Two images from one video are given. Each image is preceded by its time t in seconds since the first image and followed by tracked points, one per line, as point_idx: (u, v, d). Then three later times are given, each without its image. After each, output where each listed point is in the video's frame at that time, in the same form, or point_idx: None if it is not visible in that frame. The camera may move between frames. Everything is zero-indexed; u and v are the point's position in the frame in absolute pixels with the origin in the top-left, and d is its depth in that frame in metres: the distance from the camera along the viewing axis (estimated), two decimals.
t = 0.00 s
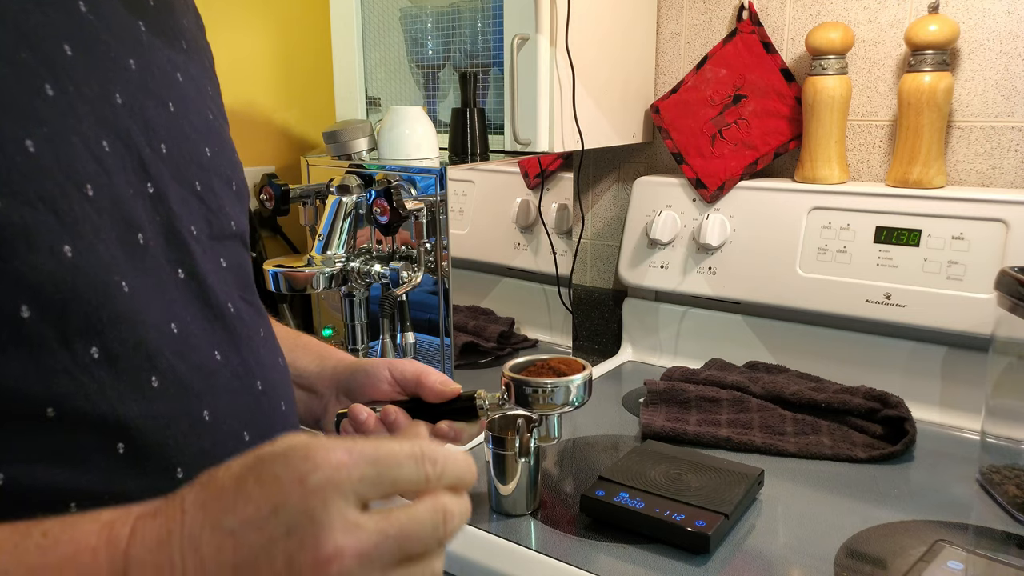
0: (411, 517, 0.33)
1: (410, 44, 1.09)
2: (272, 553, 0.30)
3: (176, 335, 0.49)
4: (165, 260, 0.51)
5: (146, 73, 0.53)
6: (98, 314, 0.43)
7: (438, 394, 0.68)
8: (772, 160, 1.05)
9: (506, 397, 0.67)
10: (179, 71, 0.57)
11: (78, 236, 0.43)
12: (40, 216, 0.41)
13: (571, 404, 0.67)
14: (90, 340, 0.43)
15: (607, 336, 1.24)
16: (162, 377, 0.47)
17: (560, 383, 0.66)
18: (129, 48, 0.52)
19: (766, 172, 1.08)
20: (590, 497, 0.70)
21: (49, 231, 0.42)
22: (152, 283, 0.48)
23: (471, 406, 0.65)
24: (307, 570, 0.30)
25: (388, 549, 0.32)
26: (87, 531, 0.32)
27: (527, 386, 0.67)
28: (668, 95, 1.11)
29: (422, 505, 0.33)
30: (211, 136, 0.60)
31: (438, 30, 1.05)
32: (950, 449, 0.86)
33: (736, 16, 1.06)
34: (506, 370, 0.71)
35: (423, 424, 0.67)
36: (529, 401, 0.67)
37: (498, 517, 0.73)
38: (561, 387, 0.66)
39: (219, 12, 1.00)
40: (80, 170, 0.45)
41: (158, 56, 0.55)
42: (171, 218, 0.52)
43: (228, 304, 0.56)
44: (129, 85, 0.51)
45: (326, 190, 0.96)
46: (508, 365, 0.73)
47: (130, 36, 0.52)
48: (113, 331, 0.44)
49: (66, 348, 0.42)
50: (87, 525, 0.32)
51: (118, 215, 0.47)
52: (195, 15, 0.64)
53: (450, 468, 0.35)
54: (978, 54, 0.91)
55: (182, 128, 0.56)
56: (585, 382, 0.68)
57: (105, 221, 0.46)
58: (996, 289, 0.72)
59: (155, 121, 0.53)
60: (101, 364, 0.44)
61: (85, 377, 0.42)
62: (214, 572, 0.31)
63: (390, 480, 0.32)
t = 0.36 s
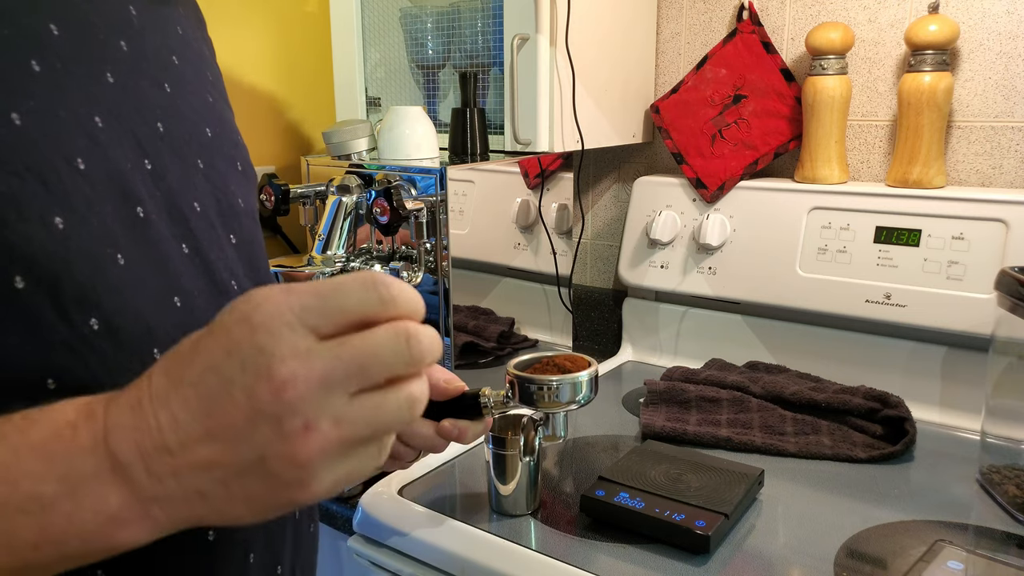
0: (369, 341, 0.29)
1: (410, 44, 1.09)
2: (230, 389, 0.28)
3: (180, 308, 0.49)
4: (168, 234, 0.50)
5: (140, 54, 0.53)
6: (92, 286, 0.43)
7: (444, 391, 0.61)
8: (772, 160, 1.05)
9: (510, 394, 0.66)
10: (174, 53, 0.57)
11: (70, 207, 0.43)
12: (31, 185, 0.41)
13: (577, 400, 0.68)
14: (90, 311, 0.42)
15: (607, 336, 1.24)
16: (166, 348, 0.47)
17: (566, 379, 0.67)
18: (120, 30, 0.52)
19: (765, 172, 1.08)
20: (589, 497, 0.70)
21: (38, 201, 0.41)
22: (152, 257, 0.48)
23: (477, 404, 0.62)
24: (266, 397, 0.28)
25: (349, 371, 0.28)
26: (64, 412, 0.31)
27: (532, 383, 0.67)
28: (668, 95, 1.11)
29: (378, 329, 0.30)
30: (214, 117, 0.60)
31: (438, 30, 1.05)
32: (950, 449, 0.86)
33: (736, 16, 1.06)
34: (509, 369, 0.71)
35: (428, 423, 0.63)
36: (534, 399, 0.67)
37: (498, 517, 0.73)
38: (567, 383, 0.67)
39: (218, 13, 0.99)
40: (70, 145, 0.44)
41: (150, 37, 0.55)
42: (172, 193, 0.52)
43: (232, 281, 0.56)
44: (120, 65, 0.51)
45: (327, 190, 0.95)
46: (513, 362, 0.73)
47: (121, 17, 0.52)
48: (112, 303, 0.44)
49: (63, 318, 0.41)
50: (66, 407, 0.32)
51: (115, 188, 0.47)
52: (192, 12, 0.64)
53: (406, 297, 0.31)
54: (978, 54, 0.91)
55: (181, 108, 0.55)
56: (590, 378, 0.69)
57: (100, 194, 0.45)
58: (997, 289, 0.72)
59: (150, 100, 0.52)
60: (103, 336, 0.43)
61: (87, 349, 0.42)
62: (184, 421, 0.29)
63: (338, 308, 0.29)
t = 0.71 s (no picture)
0: (393, 407, 0.40)
1: (410, 44, 1.09)
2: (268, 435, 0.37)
3: (181, 293, 0.49)
4: (168, 221, 0.50)
5: (134, 48, 0.53)
6: (94, 271, 0.43)
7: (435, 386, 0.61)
8: (772, 160, 1.05)
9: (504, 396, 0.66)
10: (169, 48, 0.57)
11: (70, 196, 0.43)
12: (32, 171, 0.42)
13: (570, 403, 0.68)
14: (91, 294, 0.43)
15: (607, 336, 1.25)
16: (168, 330, 0.47)
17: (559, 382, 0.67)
18: (113, 26, 0.52)
19: (765, 172, 1.08)
20: (589, 497, 0.70)
21: (37, 190, 0.42)
22: (149, 244, 0.48)
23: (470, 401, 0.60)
24: (303, 445, 0.37)
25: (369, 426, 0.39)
26: (98, 437, 0.37)
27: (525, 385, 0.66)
28: (668, 95, 1.11)
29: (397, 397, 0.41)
30: (210, 109, 0.59)
31: (438, 30, 1.05)
32: (950, 449, 0.86)
33: (736, 16, 1.06)
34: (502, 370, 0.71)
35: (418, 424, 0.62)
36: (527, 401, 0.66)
37: (499, 517, 0.73)
38: (561, 385, 0.67)
39: (218, 11, 0.99)
40: (66, 136, 0.44)
41: (145, 32, 0.55)
42: (171, 181, 0.51)
43: (231, 267, 0.54)
44: (116, 59, 0.50)
45: (327, 190, 0.95)
46: (507, 364, 0.73)
47: (114, 13, 0.52)
48: (113, 286, 0.44)
49: (65, 301, 0.42)
50: (99, 433, 0.37)
51: (112, 176, 0.47)
52: (188, 12, 0.64)
53: (428, 366, 0.43)
54: (979, 54, 0.91)
55: (178, 100, 0.55)
56: (584, 382, 0.69)
57: (98, 182, 0.45)
58: (996, 289, 0.72)
59: (147, 92, 0.52)
60: (106, 319, 0.43)
61: (92, 333, 0.43)
62: (219, 455, 0.36)
63: (370, 372, 0.39)
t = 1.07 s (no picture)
0: (418, 424, 0.43)
1: (410, 44, 1.09)
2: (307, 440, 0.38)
3: (177, 288, 0.49)
4: (165, 220, 0.50)
5: (132, 51, 0.52)
6: (99, 267, 0.43)
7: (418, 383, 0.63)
8: (772, 160, 1.05)
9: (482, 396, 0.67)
10: (165, 52, 0.56)
11: (77, 193, 0.43)
12: (43, 167, 0.42)
13: (550, 402, 0.69)
14: (97, 287, 0.43)
15: (607, 335, 1.25)
16: (161, 322, 0.47)
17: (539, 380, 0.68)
18: (112, 28, 0.51)
19: (765, 172, 1.08)
20: (589, 497, 0.70)
21: (47, 186, 0.42)
22: (147, 244, 0.47)
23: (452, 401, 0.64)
24: (338, 451, 0.39)
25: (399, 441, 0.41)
26: (136, 430, 0.38)
27: (506, 385, 0.67)
28: (668, 95, 1.11)
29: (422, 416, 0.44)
30: (203, 109, 0.58)
31: (438, 30, 1.05)
32: (950, 449, 0.86)
33: (736, 16, 1.06)
34: (484, 369, 0.72)
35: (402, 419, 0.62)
36: (507, 400, 0.68)
37: (498, 517, 0.73)
38: (541, 384, 0.68)
39: (218, 10, 0.99)
40: (71, 134, 0.44)
41: (141, 35, 0.54)
42: (168, 180, 0.51)
43: (225, 264, 0.54)
44: (116, 62, 0.50)
45: (327, 190, 0.95)
46: (488, 363, 0.73)
47: (111, 16, 0.51)
48: (116, 278, 0.44)
49: (73, 292, 0.42)
50: (136, 426, 0.38)
51: (114, 175, 0.46)
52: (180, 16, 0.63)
53: (447, 388, 0.45)
54: (978, 54, 0.91)
55: (174, 102, 0.54)
56: (562, 381, 0.70)
57: (101, 181, 0.45)
58: (996, 289, 0.72)
59: (144, 95, 0.51)
60: (111, 311, 0.44)
61: (99, 324, 0.43)
62: (258, 454, 0.38)
63: (400, 391, 0.41)
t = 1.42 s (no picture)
0: (498, 203, 0.32)
1: (411, 45, 1.09)
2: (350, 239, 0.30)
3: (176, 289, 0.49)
4: (165, 221, 0.50)
5: (131, 55, 0.51)
6: (103, 267, 0.43)
7: (409, 379, 0.71)
8: (772, 160, 1.05)
9: (471, 384, 0.68)
10: (159, 56, 0.55)
11: (88, 190, 0.43)
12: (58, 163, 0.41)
13: (536, 390, 0.70)
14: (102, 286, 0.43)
15: (607, 336, 1.22)
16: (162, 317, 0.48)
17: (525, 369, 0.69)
18: (112, 33, 0.50)
19: (765, 172, 1.08)
20: (590, 497, 0.70)
21: (61, 182, 0.41)
22: (148, 243, 0.48)
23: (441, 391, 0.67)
24: (409, 253, 0.31)
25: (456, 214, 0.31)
26: (199, 248, 0.31)
27: (492, 373, 0.69)
28: (669, 95, 1.11)
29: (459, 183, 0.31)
30: (197, 112, 0.57)
31: (438, 30, 1.05)
32: (950, 449, 0.86)
33: (736, 16, 1.06)
34: (472, 360, 0.73)
35: (394, 410, 0.68)
36: (495, 388, 0.69)
37: (498, 517, 0.73)
38: (526, 373, 0.69)
39: (218, 11, 0.99)
40: (82, 133, 0.44)
41: (138, 39, 0.53)
42: (168, 181, 0.51)
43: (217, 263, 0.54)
44: (117, 66, 0.49)
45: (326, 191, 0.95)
46: (475, 354, 0.74)
47: (110, 22, 0.50)
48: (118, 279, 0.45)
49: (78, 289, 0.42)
50: (198, 244, 0.31)
51: (120, 175, 0.46)
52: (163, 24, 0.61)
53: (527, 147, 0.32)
54: (978, 54, 0.91)
55: (171, 105, 0.54)
56: (548, 371, 0.70)
57: (108, 181, 0.45)
58: (996, 289, 0.72)
59: (144, 98, 0.51)
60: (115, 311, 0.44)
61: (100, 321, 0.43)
62: (327, 261, 0.30)
63: (464, 171, 0.30)
